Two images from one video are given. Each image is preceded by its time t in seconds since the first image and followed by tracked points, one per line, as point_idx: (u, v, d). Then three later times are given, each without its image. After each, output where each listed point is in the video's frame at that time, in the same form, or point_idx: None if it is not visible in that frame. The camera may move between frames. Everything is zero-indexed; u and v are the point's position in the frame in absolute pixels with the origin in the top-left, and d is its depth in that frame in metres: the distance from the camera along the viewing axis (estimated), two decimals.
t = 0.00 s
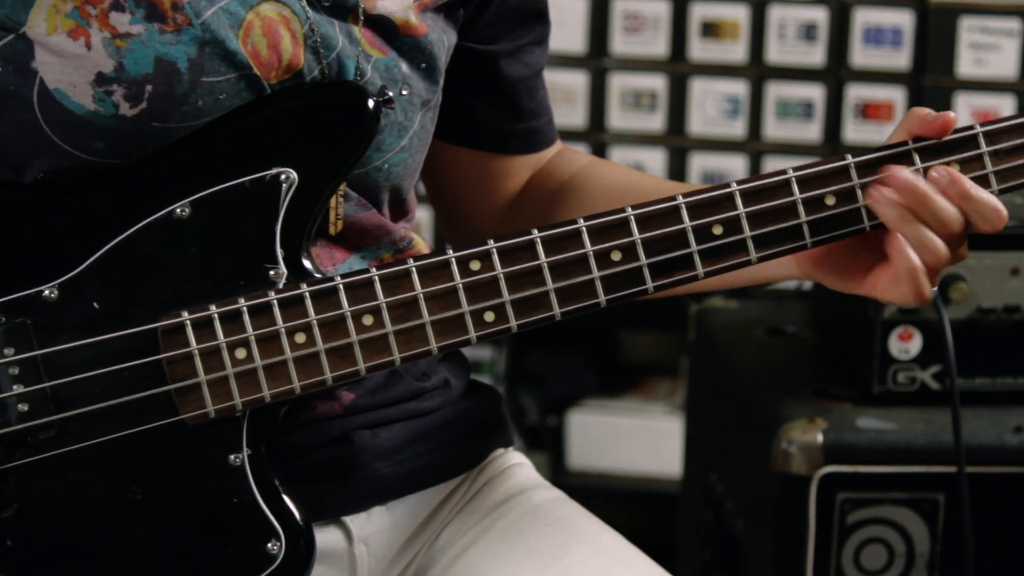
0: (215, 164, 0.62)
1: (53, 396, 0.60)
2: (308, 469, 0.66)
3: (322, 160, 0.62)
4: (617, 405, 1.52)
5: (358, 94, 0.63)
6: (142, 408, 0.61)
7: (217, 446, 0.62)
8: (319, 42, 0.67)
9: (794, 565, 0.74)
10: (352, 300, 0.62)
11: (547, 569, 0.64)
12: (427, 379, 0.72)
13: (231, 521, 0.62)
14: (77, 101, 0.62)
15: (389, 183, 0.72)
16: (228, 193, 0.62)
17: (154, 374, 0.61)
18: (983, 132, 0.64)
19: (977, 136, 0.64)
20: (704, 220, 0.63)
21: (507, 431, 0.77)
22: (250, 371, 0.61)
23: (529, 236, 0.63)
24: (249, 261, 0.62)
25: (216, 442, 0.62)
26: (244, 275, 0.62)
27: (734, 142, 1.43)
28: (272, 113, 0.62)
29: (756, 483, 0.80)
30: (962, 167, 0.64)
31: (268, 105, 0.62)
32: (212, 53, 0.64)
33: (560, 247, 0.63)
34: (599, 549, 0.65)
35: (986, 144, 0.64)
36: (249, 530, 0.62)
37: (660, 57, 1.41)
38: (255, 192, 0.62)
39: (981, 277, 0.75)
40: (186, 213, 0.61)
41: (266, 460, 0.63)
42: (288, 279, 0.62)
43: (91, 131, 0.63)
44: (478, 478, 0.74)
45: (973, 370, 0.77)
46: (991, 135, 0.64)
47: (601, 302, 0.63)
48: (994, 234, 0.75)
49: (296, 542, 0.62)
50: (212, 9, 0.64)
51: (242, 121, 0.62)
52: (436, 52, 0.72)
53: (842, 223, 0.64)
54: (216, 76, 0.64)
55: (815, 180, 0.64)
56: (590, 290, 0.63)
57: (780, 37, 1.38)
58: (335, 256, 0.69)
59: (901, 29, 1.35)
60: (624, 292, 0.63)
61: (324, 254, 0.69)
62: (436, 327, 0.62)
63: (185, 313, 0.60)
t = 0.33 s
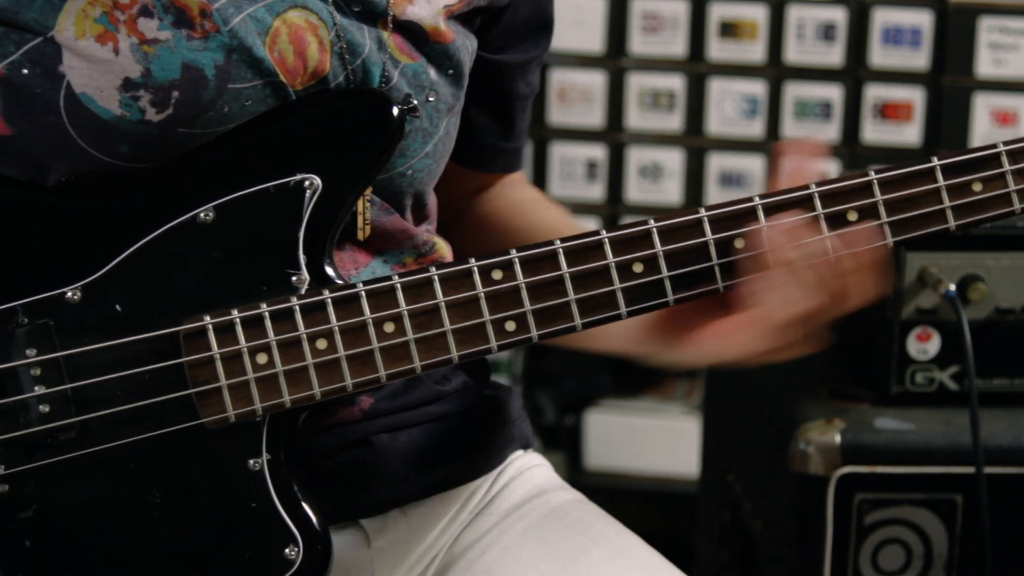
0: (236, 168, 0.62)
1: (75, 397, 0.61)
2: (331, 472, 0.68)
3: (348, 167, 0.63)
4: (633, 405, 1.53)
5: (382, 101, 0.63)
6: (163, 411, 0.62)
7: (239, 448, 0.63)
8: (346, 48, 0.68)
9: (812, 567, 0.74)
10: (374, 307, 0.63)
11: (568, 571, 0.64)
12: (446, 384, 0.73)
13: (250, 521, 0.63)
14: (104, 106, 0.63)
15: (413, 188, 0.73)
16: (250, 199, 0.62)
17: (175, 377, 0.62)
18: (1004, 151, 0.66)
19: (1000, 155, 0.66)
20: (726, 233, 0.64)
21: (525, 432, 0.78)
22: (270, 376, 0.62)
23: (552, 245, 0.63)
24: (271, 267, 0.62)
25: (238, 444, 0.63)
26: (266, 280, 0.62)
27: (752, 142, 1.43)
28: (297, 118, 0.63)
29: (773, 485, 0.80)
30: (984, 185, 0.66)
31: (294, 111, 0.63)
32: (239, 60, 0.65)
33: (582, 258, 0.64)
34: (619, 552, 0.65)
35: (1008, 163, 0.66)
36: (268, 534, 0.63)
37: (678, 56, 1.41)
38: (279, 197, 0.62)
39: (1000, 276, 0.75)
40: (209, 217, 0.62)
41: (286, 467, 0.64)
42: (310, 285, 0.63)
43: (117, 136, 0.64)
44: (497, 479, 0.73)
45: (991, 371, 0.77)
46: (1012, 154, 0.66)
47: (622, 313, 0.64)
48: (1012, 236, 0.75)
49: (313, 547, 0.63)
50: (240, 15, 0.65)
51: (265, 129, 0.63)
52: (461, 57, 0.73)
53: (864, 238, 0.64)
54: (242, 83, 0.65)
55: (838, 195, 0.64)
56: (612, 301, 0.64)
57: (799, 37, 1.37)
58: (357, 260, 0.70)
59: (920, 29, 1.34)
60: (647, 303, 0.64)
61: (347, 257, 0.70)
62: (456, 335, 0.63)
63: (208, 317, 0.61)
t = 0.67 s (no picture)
0: (256, 170, 0.63)
1: (91, 395, 0.62)
2: (341, 475, 0.68)
3: (368, 168, 0.64)
4: (650, 406, 1.52)
5: (402, 103, 0.64)
6: (180, 409, 0.63)
7: (255, 447, 0.63)
8: (366, 48, 0.68)
9: (827, 568, 0.74)
10: (390, 308, 0.63)
11: (583, 572, 0.64)
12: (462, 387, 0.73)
13: (266, 520, 0.63)
14: (124, 105, 0.64)
15: (433, 187, 0.74)
16: (267, 199, 0.63)
17: (192, 376, 0.62)
18: None
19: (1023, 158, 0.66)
20: (747, 237, 0.64)
21: (538, 431, 0.78)
22: (286, 376, 0.63)
23: (571, 248, 0.64)
24: (288, 266, 0.63)
25: (254, 444, 0.63)
26: (284, 280, 0.63)
27: (768, 142, 1.42)
28: (317, 118, 0.64)
29: (788, 486, 0.80)
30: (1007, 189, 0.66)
31: (315, 112, 0.64)
32: (259, 60, 0.65)
33: (600, 260, 0.64)
34: (634, 552, 0.66)
35: None
36: (284, 534, 0.64)
37: (694, 57, 1.39)
38: (297, 197, 0.63)
39: (1017, 277, 0.75)
40: (228, 216, 0.62)
41: (300, 469, 0.64)
42: (327, 285, 0.64)
43: (138, 135, 0.65)
44: (513, 478, 0.74)
45: (1008, 371, 0.76)
46: None
47: (639, 316, 0.64)
48: None
49: (328, 546, 0.64)
50: (261, 15, 0.65)
51: (280, 129, 0.63)
52: (480, 56, 0.74)
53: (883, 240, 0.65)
54: (263, 83, 0.66)
55: (859, 200, 0.65)
56: (631, 303, 0.64)
57: (815, 38, 1.36)
58: (377, 259, 0.71)
59: (936, 29, 1.33)
60: (664, 305, 0.64)
61: (366, 256, 0.70)
62: (472, 337, 0.64)
63: (224, 317, 0.62)
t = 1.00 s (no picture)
0: (269, 167, 0.63)
1: (104, 393, 0.62)
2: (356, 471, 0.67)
3: (379, 167, 0.64)
4: (665, 405, 1.52)
5: (414, 99, 0.64)
6: (193, 407, 0.63)
7: (268, 445, 0.63)
8: (377, 45, 0.68)
9: (843, 569, 0.74)
10: (403, 305, 0.63)
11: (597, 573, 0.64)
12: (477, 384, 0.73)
13: (280, 518, 0.63)
14: (132, 100, 0.64)
15: (444, 186, 0.74)
16: (280, 196, 0.63)
17: (205, 373, 0.62)
18: None
19: None
20: (758, 233, 0.64)
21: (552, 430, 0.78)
22: (299, 373, 0.63)
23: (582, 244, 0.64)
24: (300, 263, 0.63)
25: (267, 442, 0.63)
26: (296, 277, 0.63)
27: (785, 142, 1.41)
28: (329, 115, 0.63)
29: (804, 486, 0.80)
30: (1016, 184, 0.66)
31: (325, 109, 0.64)
32: (267, 55, 0.65)
33: (612, 257, 0.64)
34: (648, 552, 0.66)
35: None
36: (296, 532, 0.63)
37: (709, 57, 1.39)
38: (310, 195, 0.63)
39: None
40: (241, 214, 0.62)
41: (313, 466, 0.64)
42: (340, 282, 0.63)
43: (146, 130, 0.65)
44: (527, 477, 0.74)
45: None
46: None
47: (651, 312, 0.64)
48: None
49: (341, 544, 0.64)
50: (268, 10, 0.65)
51: (292, 127, 0.63)
52: (493, 55, 0.74)
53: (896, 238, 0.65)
54: (272, 77, 0.65)
55: (869, 197, 0.65)
56: (643, 300, 0.64)
57: (832, 38, 1.36)
58: (388, 257, 0.71)
59: (953, 29, 1.33)
60: (676, 302, 0.64)
61: (377, 254, 0.70)
62: (484, 334, 0.64)
63: (237, 315, 0.62)
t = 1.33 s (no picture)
0: (289, 170, 0.63)
1: (123, 394, 0.62)
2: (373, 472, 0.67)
3: (399, 171, 0.64)
4: (684, 405, 1.52)
5: (433, 102, 0.64)
6: (211, 409, 0.63)
7: (285, 448, 0.63)
8: (394, 48, 0.68)
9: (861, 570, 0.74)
10: (422, 309, 0.63)
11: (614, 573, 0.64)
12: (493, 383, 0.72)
13: (298, 520, 0.63)
14: (155, 105, 0.64)
15: (460, 188, 0.73)
16: (299, 199, 0.63)
17: (224, 374, 0.62)
18: None
19: None
20: (776, 242, 0.64)
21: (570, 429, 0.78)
22: (318, 375, 0.63)
23: (601, 251, 0.64)
24: (320, 265, 0.63)
25: (285, 444, 0.63)
26: (315, 280, 0.63)
27: (803, 143, 1.41)
28: (349, 119, 0.63)
29: (822, 487, 0.80)
30: None
31: (345, 113, 0.64)
32: (288, 58, 0.65)
33: (630, 263, 0.64)
34: (666, 552, 0.66)
35: None
36: (313, 535, 0.64)
37: (727, 57, 1.39)
38: (330, 198, 0.63)
39: None
40: (261, 216, 0.62)
41: (332, 467, 0.64)
42: (359, 286, 0.64)
43: (169, 135, 0.65)
44: (545, 477, 0.74)
45: None
46: None
47: (669, 319, 0.64)
48: None
49: (357, 546, 0.64)
50: (288, 14, 0.65)
51: (310, 131, 0.63)
52: (506, 55, 0.74)
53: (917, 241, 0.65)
54: (293, 80, 0.65)
55: (887, 208, 0.65)
56: (660, 307, 0.64)
57: (851, 38, 1.35)
58: (404, 261, 0.71)
59: (972, 29, 1.32)
60: (694, 309, 0.64)
61: (395, 258, 0.70)
62: (503, 339, 0.64)
63: (257, 316, 0.62)
